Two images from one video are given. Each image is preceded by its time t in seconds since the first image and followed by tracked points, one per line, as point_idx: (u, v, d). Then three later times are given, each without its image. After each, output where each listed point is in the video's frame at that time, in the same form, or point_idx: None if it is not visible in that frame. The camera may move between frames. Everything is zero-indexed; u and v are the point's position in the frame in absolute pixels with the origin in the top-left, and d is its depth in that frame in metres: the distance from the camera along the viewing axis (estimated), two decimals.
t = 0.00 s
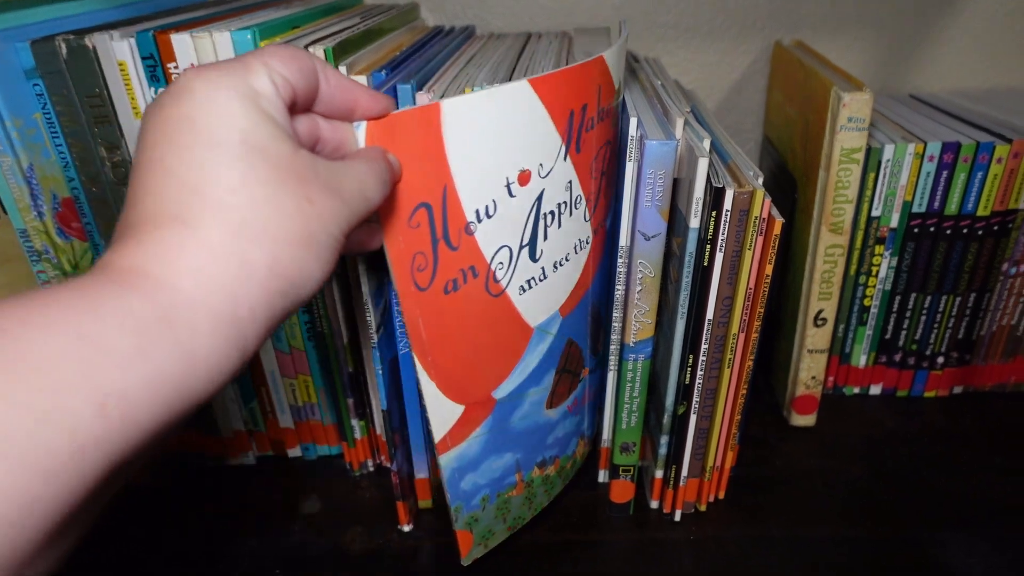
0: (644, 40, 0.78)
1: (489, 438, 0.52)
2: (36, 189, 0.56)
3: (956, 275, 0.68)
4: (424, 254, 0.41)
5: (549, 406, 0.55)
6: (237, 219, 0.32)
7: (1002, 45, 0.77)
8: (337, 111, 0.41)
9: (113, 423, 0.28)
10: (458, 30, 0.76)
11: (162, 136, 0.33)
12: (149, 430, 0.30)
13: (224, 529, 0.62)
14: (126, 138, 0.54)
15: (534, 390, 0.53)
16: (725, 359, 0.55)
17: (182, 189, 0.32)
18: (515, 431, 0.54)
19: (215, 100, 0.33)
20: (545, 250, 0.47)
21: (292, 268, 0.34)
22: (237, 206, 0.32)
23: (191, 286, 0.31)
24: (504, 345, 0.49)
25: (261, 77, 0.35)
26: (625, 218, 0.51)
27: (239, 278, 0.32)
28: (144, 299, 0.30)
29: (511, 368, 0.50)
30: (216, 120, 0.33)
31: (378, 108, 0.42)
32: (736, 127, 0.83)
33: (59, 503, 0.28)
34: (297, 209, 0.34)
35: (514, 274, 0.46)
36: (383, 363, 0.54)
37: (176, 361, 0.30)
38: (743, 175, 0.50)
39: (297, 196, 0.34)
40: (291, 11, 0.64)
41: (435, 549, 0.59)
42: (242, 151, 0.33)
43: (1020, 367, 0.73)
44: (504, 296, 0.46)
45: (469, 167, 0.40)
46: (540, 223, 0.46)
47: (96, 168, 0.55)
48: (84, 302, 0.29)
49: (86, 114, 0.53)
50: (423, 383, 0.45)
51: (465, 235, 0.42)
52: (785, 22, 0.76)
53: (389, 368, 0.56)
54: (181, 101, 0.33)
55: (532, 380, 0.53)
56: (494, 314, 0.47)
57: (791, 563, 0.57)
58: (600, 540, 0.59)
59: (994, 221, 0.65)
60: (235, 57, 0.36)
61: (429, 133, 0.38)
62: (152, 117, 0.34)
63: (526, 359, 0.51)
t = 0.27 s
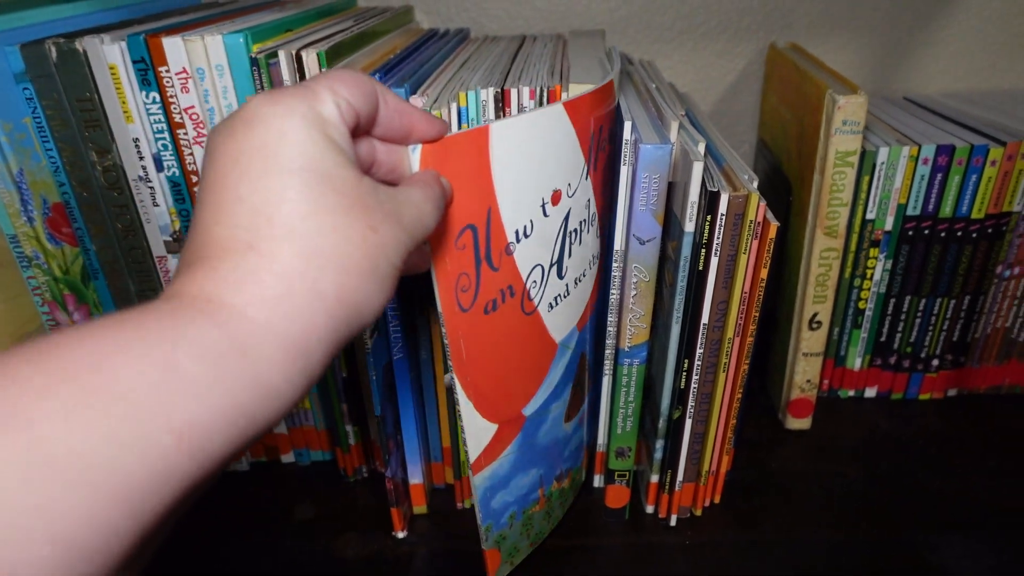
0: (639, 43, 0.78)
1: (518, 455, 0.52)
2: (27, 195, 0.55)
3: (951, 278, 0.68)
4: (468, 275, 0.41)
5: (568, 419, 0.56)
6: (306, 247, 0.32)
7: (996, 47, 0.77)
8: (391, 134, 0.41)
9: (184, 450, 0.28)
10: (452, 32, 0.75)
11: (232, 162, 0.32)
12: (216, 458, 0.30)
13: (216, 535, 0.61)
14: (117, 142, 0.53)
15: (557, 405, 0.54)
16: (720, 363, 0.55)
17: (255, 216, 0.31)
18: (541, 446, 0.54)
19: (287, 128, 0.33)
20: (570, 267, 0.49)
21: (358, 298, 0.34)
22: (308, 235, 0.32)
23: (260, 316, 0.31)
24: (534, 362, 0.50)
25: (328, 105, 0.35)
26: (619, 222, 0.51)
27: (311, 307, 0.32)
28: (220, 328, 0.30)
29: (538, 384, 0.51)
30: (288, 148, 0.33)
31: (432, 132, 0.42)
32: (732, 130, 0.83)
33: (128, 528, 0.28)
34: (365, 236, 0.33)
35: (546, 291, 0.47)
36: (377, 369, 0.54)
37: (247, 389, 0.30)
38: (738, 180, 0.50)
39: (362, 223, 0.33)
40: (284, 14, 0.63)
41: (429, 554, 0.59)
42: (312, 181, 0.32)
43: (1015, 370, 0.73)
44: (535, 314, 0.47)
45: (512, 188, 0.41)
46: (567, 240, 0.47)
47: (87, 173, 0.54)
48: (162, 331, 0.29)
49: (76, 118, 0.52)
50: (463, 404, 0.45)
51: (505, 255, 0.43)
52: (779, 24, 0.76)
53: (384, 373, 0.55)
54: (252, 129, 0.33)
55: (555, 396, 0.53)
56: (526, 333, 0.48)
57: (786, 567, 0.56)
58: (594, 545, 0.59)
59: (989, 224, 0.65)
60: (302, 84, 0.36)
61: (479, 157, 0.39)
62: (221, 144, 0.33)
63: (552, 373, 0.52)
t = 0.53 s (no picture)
0: (628, 46, 0.77)
1: (531, 473, 0.52)
2: (8, 203, 0.55)
3: (943, 279, 0.67)
4: (487, 300, 0.41)
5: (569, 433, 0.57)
6: (336, 285, 0.32)
7: (984, 47, 0.77)
8: (414, 164, 0.40)
9: (218, 482, 0.28)
10: (440, 36, 0.75)
11: (259, 197, 0.32)
12: (250, 490, 0.30)
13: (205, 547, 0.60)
14: (98, 149, 0.53)
15: (563, 420, 0.55)
16: (713, 367, 0.54)
17: (286, 254, 0.31)
18: (550, 462, 0.54)
19: (316, 163, 0.33)
20: (575, 286, 0.50)
21: (382, 331, 0.33)
22: (336, 272, 0.32)
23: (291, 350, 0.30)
24: (546, 381, 0.50)
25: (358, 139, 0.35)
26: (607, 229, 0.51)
27: (338, 343, 0.32)
28: (254, 361, 0.30)
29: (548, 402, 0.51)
30: (317, 185, 0.32)
31: (456, 161, 0.41)
32: (722, 132, 0.82)
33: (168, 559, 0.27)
34: (391, 271, 0.33)
35: (555, 312, 0.48)
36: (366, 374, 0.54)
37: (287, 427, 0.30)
38: (728, 183, 0.50)
39: (389, 256, 0.33)
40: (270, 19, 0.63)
41: (422, 564, 0.58)
42: (341, 217, 0.32)
43: (1007, 370, 0.73)
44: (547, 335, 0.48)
45: (529, 213, 0.42)
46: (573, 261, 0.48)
47: (69, 181, 0.53)
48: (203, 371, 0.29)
49: (57, 125, 0.51)
50: (481, 427, 0.44)
51: (521, 278, 0.43)
52: (769, 26, 0.76)
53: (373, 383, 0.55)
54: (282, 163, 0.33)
55: (561, 412, 0.54)
56: (539, 354, 0.48)
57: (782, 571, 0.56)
58: (588, 551, 0.59)
59: (980, 224, 0.65)
60: (330, 115, 0.36)
61: (499, 183, 0.39)
62: (251, 177, 0.33)
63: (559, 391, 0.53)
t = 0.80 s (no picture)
0: (622, 42, 0.76)
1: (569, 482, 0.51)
2: None
3: (943, 276, 0.66)
4: (535, 304, 0.41)
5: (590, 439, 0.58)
6: (386, 310, 0.32)
7: (983, 40, 0.76)
8: (469, 167, 0.40)
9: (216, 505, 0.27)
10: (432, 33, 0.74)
11: (316, 213, 0.33)
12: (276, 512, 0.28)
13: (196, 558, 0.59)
14: (80, 153, 0.51)
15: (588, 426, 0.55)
16: (714, 370, 0.53)
17: (340, 274, 0.32)
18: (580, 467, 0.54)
19: (373, 183, 0.33)
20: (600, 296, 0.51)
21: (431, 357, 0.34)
22: (387, 297, 0.32)
23: (349, 379, 0.31)
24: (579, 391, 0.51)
25: (417, 159, 0.35)
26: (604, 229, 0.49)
27: (388, 370, 0.32)
28: (310, 393, 0.30)
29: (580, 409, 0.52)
30: (372, 205, 0.33)
31: (508, 163, 0.41)
32: (719, 128, 0.81)
33: None
34: (439, 298, 0.34)
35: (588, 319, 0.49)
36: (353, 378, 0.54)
37: (330, 448, 0.30)
38: (726, 181, 0.49)
39: (442, 285, 0.34)
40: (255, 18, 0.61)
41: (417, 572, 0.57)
42: (395, 241, 0.32)
43: (1009, 368, 0.72)
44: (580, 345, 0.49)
45: (570, 215, 0.42)
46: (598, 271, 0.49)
47: (50, 185, 0.52)
48: (257, 408, 0.29)
49: (37, 128, 0.50)
50: (530, 438, 0.44)
51: (565, 282, 0.44)
52: (764, 20, 0.75)
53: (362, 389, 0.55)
54: (339, 180, 0.33)
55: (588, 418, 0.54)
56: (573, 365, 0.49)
57: None
58: (587, 557, 0.57)
59: (981, 220, 0.64)
60: (390, 128, 0.36)
61: (546, 184, 0.40)
62: (308, 190, 0.33)
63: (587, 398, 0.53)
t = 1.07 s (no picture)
0: (613, 46, 0.75)
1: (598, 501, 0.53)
2: None
3: (942, 282, 0.65)
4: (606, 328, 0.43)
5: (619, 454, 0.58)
6: (473, 357, 0.30)
7: (978, 41, 0.75)
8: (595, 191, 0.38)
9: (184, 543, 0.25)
10: (421, 38, 0.73)
11: (418, 240, 0.31)
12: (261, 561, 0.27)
13: None
14: (54, 166, 0.50)
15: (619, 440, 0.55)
16: (710, 385, 0.52)
17: (437, 312, 0.30)
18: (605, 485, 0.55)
19: (481, 215, 0.31)
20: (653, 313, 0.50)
21: (505, 413, 0.33)
22: (478, 342, 0.30)
23: (424, 431, 0.30)
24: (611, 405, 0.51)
25: (537, 192, 0.33)
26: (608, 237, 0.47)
27: (468, 420, 0.31)
28: (387, 442, 0.29)
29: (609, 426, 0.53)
30: (478, 240, 0.31)
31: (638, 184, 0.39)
32: (712, 133, 0.80)
33: None
34: (524, 343, 0.32)
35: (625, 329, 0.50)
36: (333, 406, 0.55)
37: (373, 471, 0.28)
38: (728, 191, 0.47)
39: (532, 335, 0.32)
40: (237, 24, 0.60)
41: None
42: (492, 282, 0.31)
43: (1008, 375, 0.71)
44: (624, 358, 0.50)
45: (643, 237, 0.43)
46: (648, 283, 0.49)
47: (23, 201, 0.50)
48: (331, 439, 0.27)
49: (7, 141, 0.48)
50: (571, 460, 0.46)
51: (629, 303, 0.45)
52: (757, 23, 0.74)
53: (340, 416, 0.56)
54: (449, 205, 0.31)
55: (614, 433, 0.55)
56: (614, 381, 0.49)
57: None
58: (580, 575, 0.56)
59: (979, 226, 0.63)
60: (513, 151, 0.34)
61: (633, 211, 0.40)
62: (416, 210, 0.32)
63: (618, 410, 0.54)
